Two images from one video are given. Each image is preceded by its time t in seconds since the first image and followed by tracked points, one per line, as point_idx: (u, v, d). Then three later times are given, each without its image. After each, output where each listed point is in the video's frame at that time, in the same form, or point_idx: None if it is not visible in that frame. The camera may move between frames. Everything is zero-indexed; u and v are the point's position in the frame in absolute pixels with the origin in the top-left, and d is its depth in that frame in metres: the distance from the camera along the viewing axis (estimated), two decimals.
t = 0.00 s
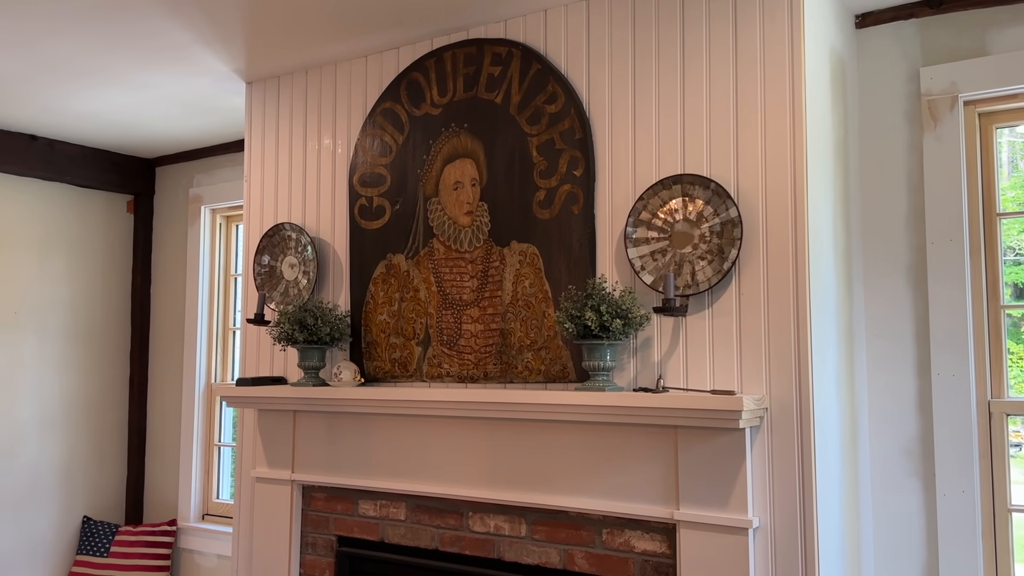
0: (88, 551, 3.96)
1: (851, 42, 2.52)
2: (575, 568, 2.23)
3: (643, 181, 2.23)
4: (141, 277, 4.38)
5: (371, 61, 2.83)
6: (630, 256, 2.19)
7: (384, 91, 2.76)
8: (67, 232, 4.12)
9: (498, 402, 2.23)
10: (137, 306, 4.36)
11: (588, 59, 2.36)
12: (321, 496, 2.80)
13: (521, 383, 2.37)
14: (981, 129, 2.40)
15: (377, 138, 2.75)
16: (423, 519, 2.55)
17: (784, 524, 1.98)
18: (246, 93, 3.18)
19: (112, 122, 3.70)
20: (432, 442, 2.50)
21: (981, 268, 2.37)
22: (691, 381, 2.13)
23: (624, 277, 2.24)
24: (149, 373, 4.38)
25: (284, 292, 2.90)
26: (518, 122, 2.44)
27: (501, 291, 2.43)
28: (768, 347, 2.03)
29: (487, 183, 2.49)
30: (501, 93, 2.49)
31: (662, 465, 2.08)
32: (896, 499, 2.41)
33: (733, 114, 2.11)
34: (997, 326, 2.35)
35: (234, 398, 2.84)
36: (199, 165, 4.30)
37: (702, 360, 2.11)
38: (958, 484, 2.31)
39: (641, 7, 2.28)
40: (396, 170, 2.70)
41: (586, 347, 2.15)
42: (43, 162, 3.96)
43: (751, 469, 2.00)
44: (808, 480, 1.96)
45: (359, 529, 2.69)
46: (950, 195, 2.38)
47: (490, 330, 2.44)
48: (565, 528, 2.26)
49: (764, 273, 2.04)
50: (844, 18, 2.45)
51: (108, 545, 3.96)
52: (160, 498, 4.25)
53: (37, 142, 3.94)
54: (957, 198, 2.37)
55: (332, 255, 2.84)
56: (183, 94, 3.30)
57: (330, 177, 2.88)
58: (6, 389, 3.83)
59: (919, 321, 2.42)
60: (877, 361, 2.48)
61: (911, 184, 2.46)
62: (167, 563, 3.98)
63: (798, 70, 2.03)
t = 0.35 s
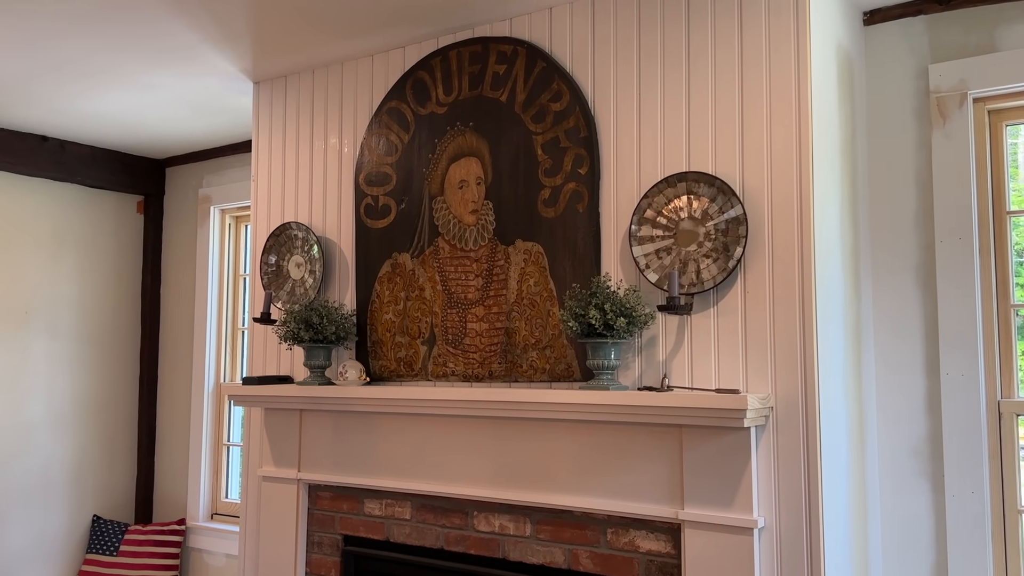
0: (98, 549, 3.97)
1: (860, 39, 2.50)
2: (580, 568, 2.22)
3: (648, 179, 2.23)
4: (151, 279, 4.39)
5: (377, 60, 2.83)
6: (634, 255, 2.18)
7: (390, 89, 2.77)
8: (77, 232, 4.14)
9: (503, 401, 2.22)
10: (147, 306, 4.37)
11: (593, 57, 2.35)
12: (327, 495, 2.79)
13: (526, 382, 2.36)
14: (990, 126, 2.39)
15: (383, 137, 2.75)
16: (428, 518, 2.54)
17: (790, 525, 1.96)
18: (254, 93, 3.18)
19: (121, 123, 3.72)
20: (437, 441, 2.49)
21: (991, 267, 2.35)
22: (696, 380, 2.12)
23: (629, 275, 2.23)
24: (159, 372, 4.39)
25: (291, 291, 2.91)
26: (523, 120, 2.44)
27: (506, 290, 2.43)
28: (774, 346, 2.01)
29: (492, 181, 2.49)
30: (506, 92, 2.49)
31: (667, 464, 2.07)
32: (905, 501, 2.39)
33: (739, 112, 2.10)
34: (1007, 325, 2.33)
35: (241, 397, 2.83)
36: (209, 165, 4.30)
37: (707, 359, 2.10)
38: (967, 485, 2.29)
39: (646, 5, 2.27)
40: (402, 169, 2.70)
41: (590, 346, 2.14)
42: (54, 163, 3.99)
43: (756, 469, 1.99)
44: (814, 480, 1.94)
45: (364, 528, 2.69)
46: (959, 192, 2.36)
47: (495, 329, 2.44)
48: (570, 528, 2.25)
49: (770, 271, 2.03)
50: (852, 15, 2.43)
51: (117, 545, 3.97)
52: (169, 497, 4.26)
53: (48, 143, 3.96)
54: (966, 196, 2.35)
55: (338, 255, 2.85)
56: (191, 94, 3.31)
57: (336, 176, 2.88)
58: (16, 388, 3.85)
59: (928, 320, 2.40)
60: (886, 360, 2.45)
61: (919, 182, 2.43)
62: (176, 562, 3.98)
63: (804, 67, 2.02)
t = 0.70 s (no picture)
0: (105, 549, 3.98)
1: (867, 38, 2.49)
2: (586, 570, 2.21)
3: (654, 179, 2.22)
4: (158, 279, 4.40)
5: (383, 60, 2.83)
6: (641, 255, 2.17)
7: (396, 90, 2.76)
8: (84, 233, 4.15)
9: (508, 402, 2.22)
10: (154, 307, 4.38)
11: (599, 57, 2.35)
12: (333, 496, 2.78)
13: (532, 383, 2.36)
14: (999, 126, 2.37)
15: (389, 138, 2.75)
16: (434, 519, 2.53)
17: (798, 526, 1.95)
18: (260, 94, 3.18)
19: (128, 123, 3.72)
20: (443, 441, 2.48)
21: (999, 268, 2.33)
22: (703, 381, 2.11)
23: (635, 276, 2.22)
24: (166, 372, 4.40)
25: (297, 292, 2.91)
26: (529, 120, 2.44)
27: (512, 290, 2.42)
28: (781, 347, 2.00)
29: (498, 182, 2.48)
30: (512, 92, 2.48)
31: (673, 466, 2.06)
32: (913, 502, 2.37)
33: (746, 112, 2.09)
34: (1017, 326, 2.31)
35: (247, 397, 2.82)
36: (216, 166, 4.30)
37: (714, 360, 2.09)
38: (977, 487, 2.27)
39: (653, 4, 2.26)
40: (408, 170, 2.70)
41: (596, 347, 2.13)
42: (61, 164, 4.00)
43: (763, 470, 1.97)
44: (822, 482, 1.93)
45: (370, 529, 2.68)
46: (967, 193, 2.34)
47: (501, 329, 2.43)
48: (576, 530, 2.24)
49: (777, 271, 2.02)
50: (860, 14, 2.42)
51: (124, 545, 3.98)
52: (175, 498, 4.26)
53: (55, 144, 3.98)
54: (975, 196, 2.33)
55: (344, 255, 2.84)
56: (198, 95, 3.31)
57: (342, 177, 2.88)
58: (24, 389, 3.86)
59: (937, 322, 2.38)
60: (894, 361, 2.44)
61: (928, 182, 2.42)
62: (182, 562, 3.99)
63: (811, 67, 2.01)
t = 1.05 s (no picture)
0: (108, 549, 3.99)
1: (870, 37, 2.48)
2: (588, 569, 2.21)
3: (656, 178, 2.22)
4: (161, 278, 4.41)
5: (386, 60, 2.83)
6: (643, 254, 2.17)
7: (398, 90, 2.77)
8: (87, 232, 4.16)
9: (510, 402, 2.22)
10: (157, 307, 4.39)
11: (601, 56, 2.35)
12: (335, 495, 2.78)
13: (534, 382, 2.36)
14: (1002, 125, 2.37)
15: (391, 137, 2.75)
16: (436, 519, 2.53)
17: (800, 526, 1.95)
18: (263, 93, 3.19)
19: (131, 123, 3.73)
20: (445, 441, 2.48)
21: (1002, 267, 2.33)
22: (705, 380, 2.11)
23: (637, 275, 2.22)
24: (168, 372, 4.40)
25: (299, 291, 2.91)
26: (531, 120, 2.44)
27: (514, 290, 2.42)
28: (783, 346, 2.00)
29: (500, 181, 2.49)
30: (514, 91, 2.48)
31: (675, 465, 2.06)
32: (916, 502, 2.37)
33: (747, 112, 2.09)
34: (1019, 325, 2.31)
35: (249, 397, 2.83)
36: (218, 166, 4.30)
37: (716, 359, 2.09)
38: (979, 487, 2.27)
39: (654, 4, 2.26)
40: (410, 169, 2.70)
41: (598, 346, 2.14)
42: (64, 163, 4.00)
43: (765, 470, 1.97)
44: (824, 481, 1.93)
45: (372, 529, 2.68)
46: (969, 192, 2.34)
47: (503, 329, 2.43)
48: (578, 529, 2.24)
49: (779, 271, 2.02)
50: (862, 13, 2.42)
51: (127, 544, 3.99)
52: (178, 497, 4.27)
53: (58, 144, 3.98)
54: (978, 196, 2.33)
55: (346, 254, 2.85)
56: (201, 94, 3.31)
57: (344, 177, 2.88)
58: (27, 388, 3.87)
59: (940, 321, 2.38)
60: (896, 361, 2.44)
61: (931, 181, 2.41)
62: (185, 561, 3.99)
63: (813, 66, 2.01)
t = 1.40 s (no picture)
0: (107, 548, 4.00)
1: (866, 39, 2.50)
2: (585, 568, 2.22)
3: (653, 179, 2.23)
4: (160, 278, 4.41)
5: (384, 61, 2.84)
6: (640, 255, 2.18)
7: (397, 91, 2.78)
8: (86, 232, 4.17)
9: (508, 402, 2.23)
10: (156, 307, 4.40)
11: (599, 58, 2.36)
12: (334, 494, 2.79)
13: (532, 382, 2.37)
14: (997, 127, 2.38)
15: (390, 138, 2.76)
16: (435, 518, 2.54)
17: (796, 525, 1.96)
18: (262, 94, 3.20)
19: (130, 123, 3.74)
20: (443, 441, 2.49)
21: (998, 268, 2.34)
22: (702, 380, 2.12)
23: (635, 276, 2.23)
24: (168, 372, 4.41)
25: (298, 291, 2.92)
26: (529, 121, 2.45)
27: (512, 290, 2.43)
28: (779, 347, 2.01)
29: (498, 182, 2.50)
30: (512, 93, 2.49)
31: (672, 465, 2.07)
32: (911, 501, 2.38)
33: (744, 113, 2.10)
34: (1015, 325, 2.32)
35: (248, 397, 2.83)
36: (217, 166, 4.31)
37: (713, 360, 2.10)
38: (975, 486, 2.28)
39: (651, 6, 2.27)
40: (408, 170, 2.71)
41: (596, 346, 2.15)
42: (64, 163, 4.01)
43: (762, 469, 1.98)
44: (819, 481, 1.94)
45: (371, 528, 2.69)
46: (965, 193, 2.35)
47: (501, 329, 2.44)
48: (576, 528, 2.25)
49: (776, 271, 2.03)
50: (858, 15, 2.43)
51: (127, 544, 3.99)
52: (177, 497, 4.27)
53: (57, 144, 3.99)
54: (973, 197, 2.34)
55: (345, 255, 2.86)
56: (200, 95, 3.32)
57: (343, 177, 2.89)
58: (26, 388, 3.88)
59: (935, 321, 2.39)
60: (892, 361, 2.45)
61: (927, 182, 2.43)
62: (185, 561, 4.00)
63: (809, 68, 2.02)
